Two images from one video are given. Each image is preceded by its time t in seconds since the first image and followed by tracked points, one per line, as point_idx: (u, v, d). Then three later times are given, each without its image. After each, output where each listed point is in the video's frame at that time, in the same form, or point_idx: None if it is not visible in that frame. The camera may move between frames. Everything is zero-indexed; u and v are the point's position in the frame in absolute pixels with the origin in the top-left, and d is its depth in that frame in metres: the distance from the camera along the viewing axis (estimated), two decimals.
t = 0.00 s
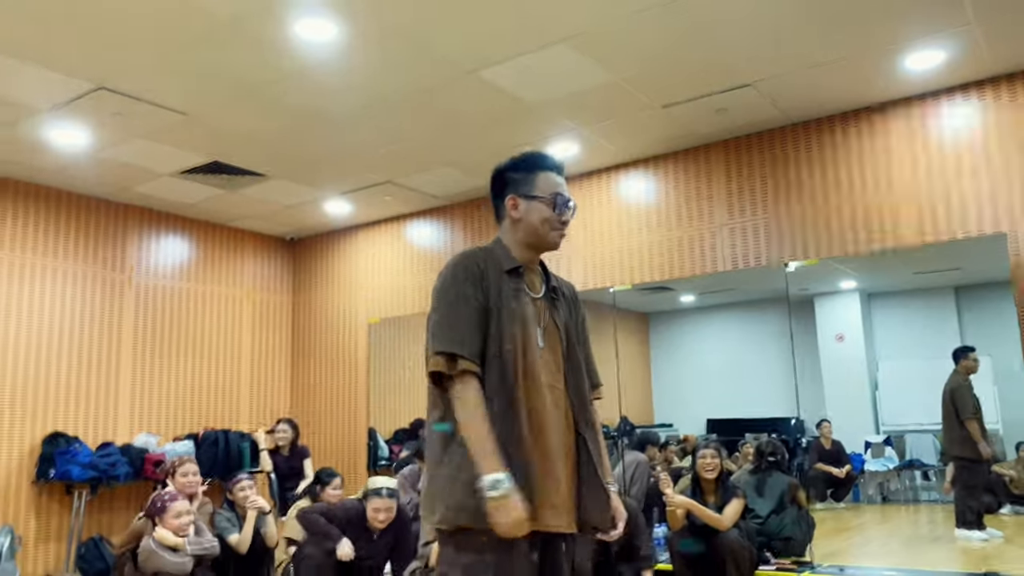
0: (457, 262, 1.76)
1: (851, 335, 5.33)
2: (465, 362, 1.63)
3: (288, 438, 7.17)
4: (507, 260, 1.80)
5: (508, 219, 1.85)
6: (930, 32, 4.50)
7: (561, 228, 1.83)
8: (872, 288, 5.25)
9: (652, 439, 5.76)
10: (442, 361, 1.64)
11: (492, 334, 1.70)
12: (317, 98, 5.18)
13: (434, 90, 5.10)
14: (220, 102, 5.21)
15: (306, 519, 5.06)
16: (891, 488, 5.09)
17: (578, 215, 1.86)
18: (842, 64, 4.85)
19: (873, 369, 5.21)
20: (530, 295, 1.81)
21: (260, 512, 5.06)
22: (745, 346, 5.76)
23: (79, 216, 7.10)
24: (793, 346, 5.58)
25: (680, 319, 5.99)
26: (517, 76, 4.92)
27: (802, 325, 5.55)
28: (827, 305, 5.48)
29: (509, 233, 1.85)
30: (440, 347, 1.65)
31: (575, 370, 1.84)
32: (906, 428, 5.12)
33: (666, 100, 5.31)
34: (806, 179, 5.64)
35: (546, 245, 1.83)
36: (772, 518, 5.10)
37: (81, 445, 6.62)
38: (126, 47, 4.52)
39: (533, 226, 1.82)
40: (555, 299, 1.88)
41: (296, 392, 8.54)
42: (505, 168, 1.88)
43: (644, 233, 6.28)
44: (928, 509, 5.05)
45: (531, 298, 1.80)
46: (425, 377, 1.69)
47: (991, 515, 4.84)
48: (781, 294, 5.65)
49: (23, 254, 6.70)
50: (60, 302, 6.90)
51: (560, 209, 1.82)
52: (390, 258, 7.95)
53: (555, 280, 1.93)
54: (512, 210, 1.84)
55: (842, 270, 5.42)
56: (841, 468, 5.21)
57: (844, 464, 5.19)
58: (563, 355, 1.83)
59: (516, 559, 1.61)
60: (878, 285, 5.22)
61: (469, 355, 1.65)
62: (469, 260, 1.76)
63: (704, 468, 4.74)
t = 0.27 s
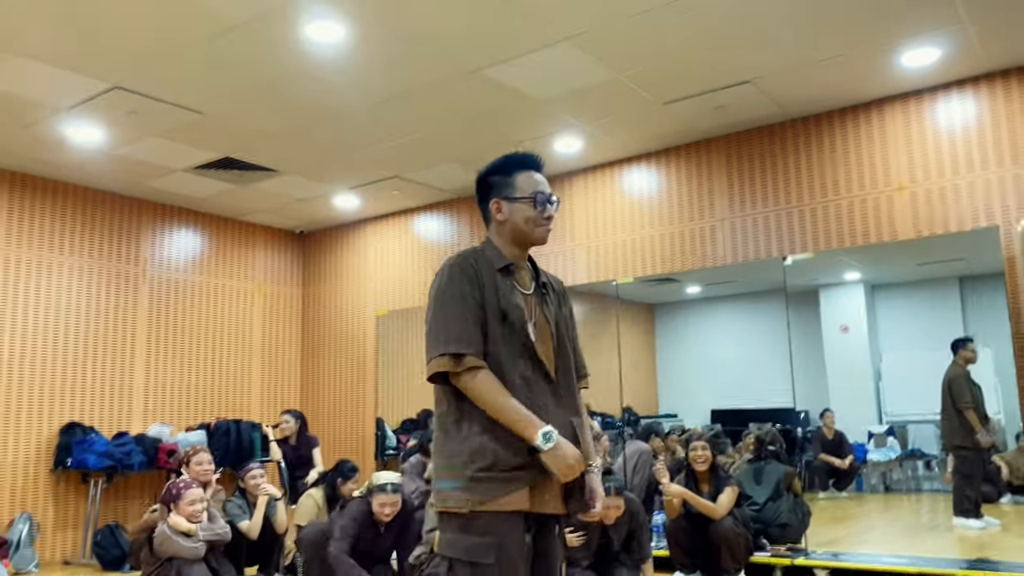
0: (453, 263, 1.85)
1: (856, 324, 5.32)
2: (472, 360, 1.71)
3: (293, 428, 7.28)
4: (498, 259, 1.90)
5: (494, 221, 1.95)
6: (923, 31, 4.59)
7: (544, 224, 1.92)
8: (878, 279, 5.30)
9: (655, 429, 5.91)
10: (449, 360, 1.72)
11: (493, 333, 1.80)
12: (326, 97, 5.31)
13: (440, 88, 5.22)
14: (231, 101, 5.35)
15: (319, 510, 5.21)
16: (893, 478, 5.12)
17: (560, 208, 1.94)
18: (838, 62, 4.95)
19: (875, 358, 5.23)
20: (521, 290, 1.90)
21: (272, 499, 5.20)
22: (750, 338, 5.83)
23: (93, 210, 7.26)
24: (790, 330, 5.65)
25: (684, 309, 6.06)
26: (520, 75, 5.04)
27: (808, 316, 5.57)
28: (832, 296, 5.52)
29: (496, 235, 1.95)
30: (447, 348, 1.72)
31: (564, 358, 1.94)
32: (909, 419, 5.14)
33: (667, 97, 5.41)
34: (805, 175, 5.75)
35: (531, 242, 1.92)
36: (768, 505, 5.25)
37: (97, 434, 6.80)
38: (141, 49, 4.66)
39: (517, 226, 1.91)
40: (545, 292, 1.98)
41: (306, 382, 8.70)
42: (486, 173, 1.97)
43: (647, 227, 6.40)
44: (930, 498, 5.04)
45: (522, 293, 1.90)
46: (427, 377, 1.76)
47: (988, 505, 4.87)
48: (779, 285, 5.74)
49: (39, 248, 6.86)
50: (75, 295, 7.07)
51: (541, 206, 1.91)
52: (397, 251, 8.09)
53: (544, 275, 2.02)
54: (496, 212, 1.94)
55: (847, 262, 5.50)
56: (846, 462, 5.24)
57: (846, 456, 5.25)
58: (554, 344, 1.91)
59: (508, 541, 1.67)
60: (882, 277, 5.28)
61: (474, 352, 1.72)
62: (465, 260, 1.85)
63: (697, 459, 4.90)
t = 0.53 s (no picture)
0: (442, 263, 1.85)
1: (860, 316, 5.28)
2: (437, 355, 1.74)
3: (299, 418, 7.28)
4: (492, 260, 1.88)
5: (488, 221, 1.93)
6: (919, 29, 4.65)
7: (537, 219, 1.91)
8: (881, 270, 5.27)
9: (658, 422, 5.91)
10: (414, 355, 1.76)
11: (468, 327, 1.80)
12: (330, 94, 5.40)
13: (442, 85, 5.29)
14: (237, 98, 5.44)
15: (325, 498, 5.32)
16: (895, 468, 5.01)
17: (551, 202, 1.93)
18: (836, 59, 5.00)
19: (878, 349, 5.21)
20: (514, 288, 1.88)
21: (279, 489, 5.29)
22: (753, 328, 5.73)
23: (102, 204, 7.37)
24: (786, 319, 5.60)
25: (687, 300, 6.00)
26: (521, 72, 5.11)
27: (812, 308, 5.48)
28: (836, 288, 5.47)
29: (489, 235, 1.93)
30: (414, 342, 1.76)
31: (557, 353, 1.90)
32: (909, 409, 5.08)
33: (666, 93, 5.48)
34: (802, 169, 5.82)
35: (526, 238, 1.91)
36: (765, 494, 5.29)
37: (108, 425, 6.93)
38: (149, 48, 4.75)
39: (511, 223, 1.90)
40: (539, 290, 1.94)
41: (312, 373, 8.83)
42: (476, 174, 1.96)
43: (647, 221, 6.48)
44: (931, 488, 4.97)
45: (515, 292, 1.86)
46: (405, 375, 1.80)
47: (986, 495, 4.89)
48: (776, 278, 5.72)
49: (49, 242, 6.99)
50: (85, 288, 7.20)
51: (532, 201, 1.90)
52: (401, 244, 8.19)
53: (539, 272, 1.98)
54: (490, 211, 1.92)
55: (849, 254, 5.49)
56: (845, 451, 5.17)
57: (847, 445, 5.17)
58: (548, 342, 1.89)
59: (509, 526, 1.72)
60: (886, 268, 5.26)
61: (440, 347, 1.75)
62: (455, 261, 1.85)
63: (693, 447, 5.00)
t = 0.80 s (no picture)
0: (439, 265, 1.89)
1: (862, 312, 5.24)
2: (440, 355, 1.77)
3: (303, 414, 7.34)
4: (486, 261, 1.93)
5: (485, 221, 1.98)
6: (916, 28, 4.69)
7: (531, 217, 1.95)
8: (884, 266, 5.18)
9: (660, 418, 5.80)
10: (418, 356, 1.78)
11: (467, 328, 1.82)
12: (333, 93, 5.45)
13: (444, 84, 5.34)
14: (241, 97, 5.50)
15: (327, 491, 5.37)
16: (897, 463, 4.92)
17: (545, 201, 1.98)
18: (834, 58, 5.04)
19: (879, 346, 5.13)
20: (510, 287, 1.93)
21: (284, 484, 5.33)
22: (754, 324, 5.68)
23: (108, 202, 7.45)
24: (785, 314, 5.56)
25: (689, 296, 5.96)
26: (522, 71, 5.16)
27: (815, 305, 5.42)
28: (838, 284, 5.40)
29: (486, 236, 1.98)
30: (417, 343, 1.78)
31: (553, 351, 1.96)
32: (911, 405, 4.97)
33: (667, 92, 5.52)
34: (802, 167, 5.86)
35: (522, 236, 1.96)
36: (765, 490, 5.28)
37: (114, 420, 7.01)
38: (154, 49, 4.81)
39: (507, 222, 1.95)
40: (536, 290, 1.99)
41: (316, 369, 8.90)
42: (471, 177, 2.01)
43: (648, 219, 6.52)
44: (934, 484, 4.82)
45: (511, 290, 1.92)
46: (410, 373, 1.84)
47: (988, 491, 4.76)
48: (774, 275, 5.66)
49: (56, 240, 7.06)
50: (92, 285, 7.28)
51: (527, 199, 1.95)
52: (405, 241, 8.25)
53: (536, 273, 2.04)
54: (485, 211, 1.97)
55: (849, 251, 5.41)
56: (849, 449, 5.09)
57: (852, 441, 5.10)
58: (546, 340, 1.94)
59: (506, 522, 1.76)
60: (887, 264, 5.18)
61: (442, 347, 1.78)
62: (452, 262, 1.89)
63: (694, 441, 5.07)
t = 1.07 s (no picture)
0: (444, 262, 1.89)
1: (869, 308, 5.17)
2: (466, 351, 1.77)
3: (311, 408, 7.39)
4: (489, 255, 1.93)
5: (485, 216, 1.99)
6: (922, 23, 4.69)
7: (532, 212, 1.96)
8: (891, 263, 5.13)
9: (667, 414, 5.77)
10: (443, 353, 1.78)
11: (483, 322, 1.84)
12: (340, 89, 5.48)
13: (449, 80, 5.36)
14: (248, 93, 5.52)
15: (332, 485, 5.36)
16: (903, 459, 4.96)
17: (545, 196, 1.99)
18: (840, 53, 5.04)
19: (887, 343, 5.10)
20: (513, 282, 1.94)
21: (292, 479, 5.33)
22: (761, 321, 5.68)
23: (116, 198, 7.49)
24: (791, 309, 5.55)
25: (694, 291, 6.02)
26: (528, 66, 5.17)
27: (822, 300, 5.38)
28: (845, 279, 5.33)
29: (487, 231, 1.99)
30: (442, 341, 1.78)
31: (556, 346, 1.99)
32: (918, 401, 4.99)
33: (673, 87, 5.53)
34: (808, 162, 5.86)
35: (522, 232, 1.97)
36: (771, 485, 5.29)
37: (123, 414, 7.06)
38: (162, 45, 4.84)
39: (507, 218, 1.95)
40: (538, 284, 2.02)
41: (324, 364, 8.94)
42: (472, 173, 2.02)
43: (653, 214, 6.53)
44: (941, 480, 4.88)
45: (514, 285, 1.93)
46: (427, 368, 1.82)
47: (992, 486, 4.71)
48: (781, 271, 5.65)
49: (65, 235, 7.11)
50: (101, 280, 7.33)
51: (527, 194, 1.96)
52: (411, 236, 8.27)
53: (536, 267, 2.06)
54: (486, 207, 1.98)
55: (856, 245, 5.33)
56: (851, 442, 5.16)
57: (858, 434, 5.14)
58: (548, 334, 1.97)
59: (509, 511, 1.75)
60: (893, 261, 5.14)
61: (468, 343, 1.78)
62: (458, 257, 1.89)
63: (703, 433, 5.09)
